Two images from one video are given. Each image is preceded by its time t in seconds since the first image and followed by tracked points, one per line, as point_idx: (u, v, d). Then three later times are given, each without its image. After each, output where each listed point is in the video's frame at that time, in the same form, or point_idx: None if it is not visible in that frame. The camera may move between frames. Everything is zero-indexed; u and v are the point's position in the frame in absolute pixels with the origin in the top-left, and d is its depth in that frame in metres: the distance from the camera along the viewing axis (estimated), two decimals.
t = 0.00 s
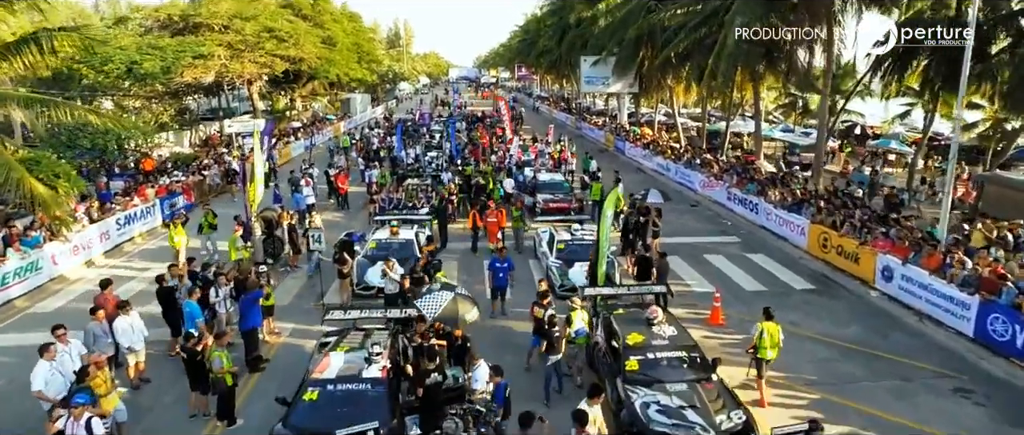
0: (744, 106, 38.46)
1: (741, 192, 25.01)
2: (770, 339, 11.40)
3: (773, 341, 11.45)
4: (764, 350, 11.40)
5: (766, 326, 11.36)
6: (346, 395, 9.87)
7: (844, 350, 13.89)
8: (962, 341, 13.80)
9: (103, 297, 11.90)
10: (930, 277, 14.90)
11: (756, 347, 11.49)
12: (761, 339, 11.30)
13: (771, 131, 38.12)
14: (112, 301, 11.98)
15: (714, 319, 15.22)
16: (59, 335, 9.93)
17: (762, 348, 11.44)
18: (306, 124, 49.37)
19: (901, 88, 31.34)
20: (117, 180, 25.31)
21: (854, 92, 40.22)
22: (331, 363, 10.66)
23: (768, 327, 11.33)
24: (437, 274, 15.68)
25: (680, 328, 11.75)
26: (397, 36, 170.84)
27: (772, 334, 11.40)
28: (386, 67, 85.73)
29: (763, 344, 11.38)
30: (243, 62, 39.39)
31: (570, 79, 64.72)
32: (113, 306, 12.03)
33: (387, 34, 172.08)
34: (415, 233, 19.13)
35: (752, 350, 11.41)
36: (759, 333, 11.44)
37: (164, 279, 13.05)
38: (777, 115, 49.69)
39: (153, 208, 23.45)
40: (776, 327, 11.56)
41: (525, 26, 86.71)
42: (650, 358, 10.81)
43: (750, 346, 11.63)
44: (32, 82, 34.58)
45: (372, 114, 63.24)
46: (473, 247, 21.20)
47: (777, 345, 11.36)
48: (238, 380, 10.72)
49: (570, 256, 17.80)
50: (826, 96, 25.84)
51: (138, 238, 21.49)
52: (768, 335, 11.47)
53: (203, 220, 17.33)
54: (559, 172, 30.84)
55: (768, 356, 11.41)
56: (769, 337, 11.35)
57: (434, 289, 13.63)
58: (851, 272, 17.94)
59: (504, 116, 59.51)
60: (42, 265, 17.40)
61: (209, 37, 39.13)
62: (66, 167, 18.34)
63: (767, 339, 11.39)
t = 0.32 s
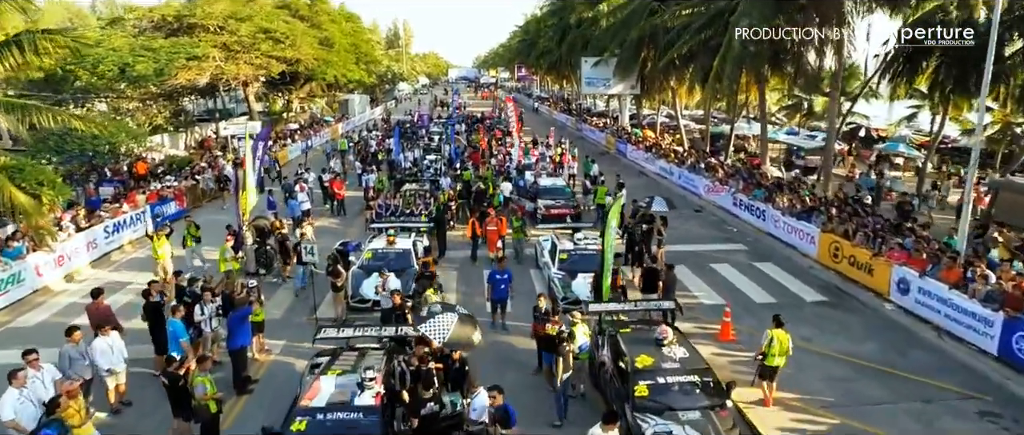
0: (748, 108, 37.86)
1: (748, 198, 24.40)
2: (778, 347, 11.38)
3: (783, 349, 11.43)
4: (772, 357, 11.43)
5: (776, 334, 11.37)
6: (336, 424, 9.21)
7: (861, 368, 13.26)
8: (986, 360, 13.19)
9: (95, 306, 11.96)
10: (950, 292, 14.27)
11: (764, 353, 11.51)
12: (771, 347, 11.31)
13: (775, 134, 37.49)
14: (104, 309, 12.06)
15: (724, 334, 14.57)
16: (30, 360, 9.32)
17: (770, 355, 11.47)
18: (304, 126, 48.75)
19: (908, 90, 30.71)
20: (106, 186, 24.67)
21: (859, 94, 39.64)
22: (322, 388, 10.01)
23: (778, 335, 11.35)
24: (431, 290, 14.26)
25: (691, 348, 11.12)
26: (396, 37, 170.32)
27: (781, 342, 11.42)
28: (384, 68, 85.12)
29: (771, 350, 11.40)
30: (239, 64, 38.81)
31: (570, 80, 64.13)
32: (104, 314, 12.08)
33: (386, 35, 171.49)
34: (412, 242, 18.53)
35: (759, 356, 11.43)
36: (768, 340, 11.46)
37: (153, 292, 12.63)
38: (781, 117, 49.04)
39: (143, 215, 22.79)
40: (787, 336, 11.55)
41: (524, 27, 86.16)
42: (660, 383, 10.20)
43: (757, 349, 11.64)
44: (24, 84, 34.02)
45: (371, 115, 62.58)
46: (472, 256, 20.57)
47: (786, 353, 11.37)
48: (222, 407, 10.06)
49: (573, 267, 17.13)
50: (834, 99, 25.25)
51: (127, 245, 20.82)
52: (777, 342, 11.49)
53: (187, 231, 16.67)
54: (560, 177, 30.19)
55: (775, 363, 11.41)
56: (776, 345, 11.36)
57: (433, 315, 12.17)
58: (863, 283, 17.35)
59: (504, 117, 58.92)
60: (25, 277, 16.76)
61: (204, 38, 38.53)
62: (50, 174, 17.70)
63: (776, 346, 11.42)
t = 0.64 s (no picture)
0: (753, 111, 37.20)
1: (755, 205, 23.74)
2: (787, 357, 11.20)
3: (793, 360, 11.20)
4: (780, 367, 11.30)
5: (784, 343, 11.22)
6: None
7: (882, 389, 12.60)
8: (1015, 382, 12.55)
9: (89, 316, 11.97)
10: (975, 309, 13.58)
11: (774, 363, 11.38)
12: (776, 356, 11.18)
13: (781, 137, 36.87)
14: (98, 321, 12.03)
15: (736, 352, 13.92)
16: None
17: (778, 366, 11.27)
18: (302, 129, 48.14)
19: (918, 93, 30.11)
20: (96, 193, 24.04)
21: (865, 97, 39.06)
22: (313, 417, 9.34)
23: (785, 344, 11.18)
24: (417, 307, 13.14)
25: (705, 372, 10.46)
26: (396, 37, 170.17)
27: (790, 352, 11.23)
28: (384, 69, 84.52)
29: (779, 361, 11.26)
30: (234, 67, 38.23)
31: (572, 82, 63.57)
32: (98, 326, 12.10)
33: (386, 36, 171.06)
34: (409, 250, 17.90)
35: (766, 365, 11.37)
36: (776, 350, 11.32)
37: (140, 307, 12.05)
38: (785, 119, 48.39)
39: (133, 222, 22.11)
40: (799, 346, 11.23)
41: (525, 28, 85.57)
42: (674, 411, 9.57)
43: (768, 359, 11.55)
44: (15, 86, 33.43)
45: (369, 117, 61.89)
46: (472, 265, 19.91)
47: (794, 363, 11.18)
48: None
49: (577, 279, 16.46)
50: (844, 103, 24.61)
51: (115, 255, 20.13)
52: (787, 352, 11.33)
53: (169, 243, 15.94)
54: (562, 182, 29.51)
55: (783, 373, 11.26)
56: (783, 355, 11.21)
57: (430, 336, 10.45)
58: (878, 296, 16.72)
59: (504, 119, 58.33)
60: (7, 290, 16.11)
61: (199, 40, 37.91)
62: (34, 182, 17.06)
63: (784, 357, 11.26)
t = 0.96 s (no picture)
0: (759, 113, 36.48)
1: (764, 211, 23.06)
2: (797, 363, 11.10)
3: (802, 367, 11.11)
4: (791, 373, 11.13)
5: (795, 349, 11.14)
6: None
7: (906, 411, 11.90)
8: None
9: (84, 325, 11.85)
10: (1004, 327, 12.88)
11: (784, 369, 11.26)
12: (788, 360, 11.04)
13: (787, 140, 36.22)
14: (92, 330, 11.82)
15: (750, 370, 13.23)
16: None
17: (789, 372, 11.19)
18: (300, 131, 47.47)
19: (928, 96, 29.42)
20: (85, 199, 23.34)
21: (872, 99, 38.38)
22: None
23: (796, 349, 11.10)
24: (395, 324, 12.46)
25: (723, 399, 9.75)
26: (395, 38, 169.64)
27: (801, 359, 11.11)
28: (383, 70, 83.75)
29: (790, 367, 11.14)
30: (230, 68, 37.55)
31: (573, 83, 62.91)
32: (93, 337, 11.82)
33: (385, 36, 170.38)
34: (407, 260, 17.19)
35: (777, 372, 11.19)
36: (787, 355, 11.21)
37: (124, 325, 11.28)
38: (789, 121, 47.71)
39: (123, 230, 21.40)
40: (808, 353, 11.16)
41: (525, 28, 84.80)
42: None
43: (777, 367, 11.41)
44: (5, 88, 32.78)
45: (368, 119, 61.16)
46: (473, 275, 19.22)
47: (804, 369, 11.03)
48: None
49: (582, 293, 15.79)
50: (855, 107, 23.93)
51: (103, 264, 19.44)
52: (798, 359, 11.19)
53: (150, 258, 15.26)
54: (564, 187, 28.77)
55: (792, 379, 11.15)
56: (794, 360, 11.10)
57: (425, 362, 9.46)
58: (897, 309, 16.03)
59: (505, 121, 57.68)
60: None
61: (194, 41, 37.23)
62: (16, 190, 16.37)
63: (795, 362, 11.11)
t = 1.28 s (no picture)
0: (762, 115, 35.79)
1: (771, 217, 22.39)
2: (811, 372, 10.84)
3: (818, 376, 10.85)
4: (804, 382, 10.88)
5: (810, 358, 10.89)
6: None
7: None
8: None
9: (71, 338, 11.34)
10: None
11: (796, 377, 11.00)
12: (799, 368, 10.85)
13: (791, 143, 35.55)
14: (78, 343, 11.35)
15: (762, 390, 12.54)
16: None
17: (800, 380, 10.92)
18: (295, 133, 46.72)
19: (937, 97, 28.72)
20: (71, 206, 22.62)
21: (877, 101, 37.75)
22: None
23: (812, 358, 10.85)
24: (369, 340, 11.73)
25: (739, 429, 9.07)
26: (393, 38, 169.10)
27: (816, 368, 10.84)
28: (379, 70, 82.92)
29: (803, 375, 10.88)
30: (222, 69, 36.79)
31: (572, 83, 62.18)
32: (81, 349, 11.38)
33: (383, 36, 169.72)
34: (400, 270, 16.47)
35: (789, 378, 11.02)
36: (802, 363, 10.95)
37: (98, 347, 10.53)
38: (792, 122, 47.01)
39: (107, 238, 20.69)
40: (824, 361, 10.89)
41: (523, 28, 84.03)
42: None
43: (792, 373, 11.19)
44: None
45: (365, 120, 60.39)
46: (470, 286, 18.52)
47: (817, 380, 10.75)
48: None
49: (584, 306, 15.08)
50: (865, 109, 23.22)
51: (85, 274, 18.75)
52: (813, 369, 10.93)
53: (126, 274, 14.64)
54: (564, 191, 28.08)
55: (804, 388, 10.89)
56: (809, 368, 10.83)
57: (415, 395, 8.69)
58: (912, 322, 15.36)
59: (503, 122, 56.97)
60: None
61: (185, 42, 36.51)
62: None
63: (808, 371, 10.86)
